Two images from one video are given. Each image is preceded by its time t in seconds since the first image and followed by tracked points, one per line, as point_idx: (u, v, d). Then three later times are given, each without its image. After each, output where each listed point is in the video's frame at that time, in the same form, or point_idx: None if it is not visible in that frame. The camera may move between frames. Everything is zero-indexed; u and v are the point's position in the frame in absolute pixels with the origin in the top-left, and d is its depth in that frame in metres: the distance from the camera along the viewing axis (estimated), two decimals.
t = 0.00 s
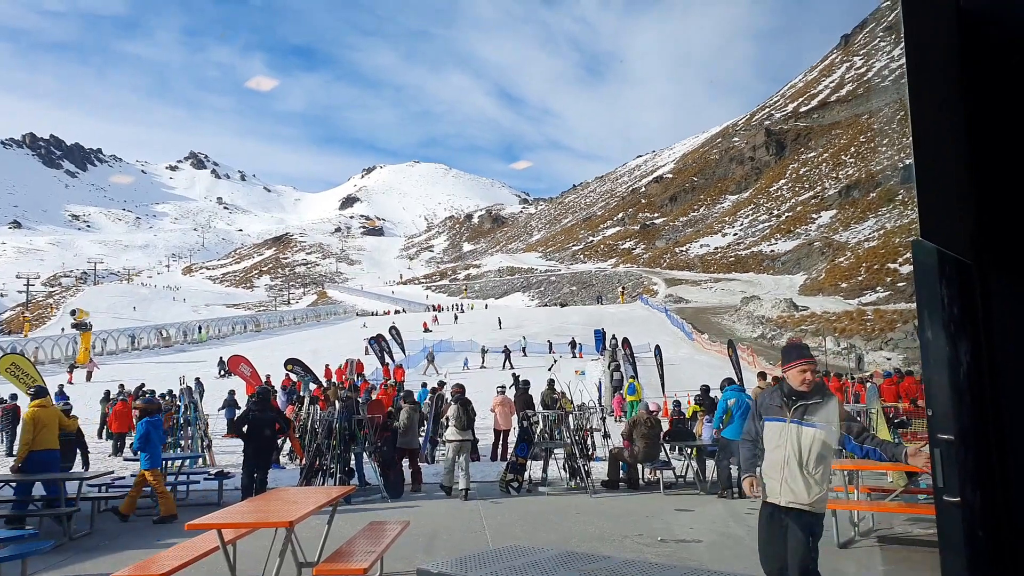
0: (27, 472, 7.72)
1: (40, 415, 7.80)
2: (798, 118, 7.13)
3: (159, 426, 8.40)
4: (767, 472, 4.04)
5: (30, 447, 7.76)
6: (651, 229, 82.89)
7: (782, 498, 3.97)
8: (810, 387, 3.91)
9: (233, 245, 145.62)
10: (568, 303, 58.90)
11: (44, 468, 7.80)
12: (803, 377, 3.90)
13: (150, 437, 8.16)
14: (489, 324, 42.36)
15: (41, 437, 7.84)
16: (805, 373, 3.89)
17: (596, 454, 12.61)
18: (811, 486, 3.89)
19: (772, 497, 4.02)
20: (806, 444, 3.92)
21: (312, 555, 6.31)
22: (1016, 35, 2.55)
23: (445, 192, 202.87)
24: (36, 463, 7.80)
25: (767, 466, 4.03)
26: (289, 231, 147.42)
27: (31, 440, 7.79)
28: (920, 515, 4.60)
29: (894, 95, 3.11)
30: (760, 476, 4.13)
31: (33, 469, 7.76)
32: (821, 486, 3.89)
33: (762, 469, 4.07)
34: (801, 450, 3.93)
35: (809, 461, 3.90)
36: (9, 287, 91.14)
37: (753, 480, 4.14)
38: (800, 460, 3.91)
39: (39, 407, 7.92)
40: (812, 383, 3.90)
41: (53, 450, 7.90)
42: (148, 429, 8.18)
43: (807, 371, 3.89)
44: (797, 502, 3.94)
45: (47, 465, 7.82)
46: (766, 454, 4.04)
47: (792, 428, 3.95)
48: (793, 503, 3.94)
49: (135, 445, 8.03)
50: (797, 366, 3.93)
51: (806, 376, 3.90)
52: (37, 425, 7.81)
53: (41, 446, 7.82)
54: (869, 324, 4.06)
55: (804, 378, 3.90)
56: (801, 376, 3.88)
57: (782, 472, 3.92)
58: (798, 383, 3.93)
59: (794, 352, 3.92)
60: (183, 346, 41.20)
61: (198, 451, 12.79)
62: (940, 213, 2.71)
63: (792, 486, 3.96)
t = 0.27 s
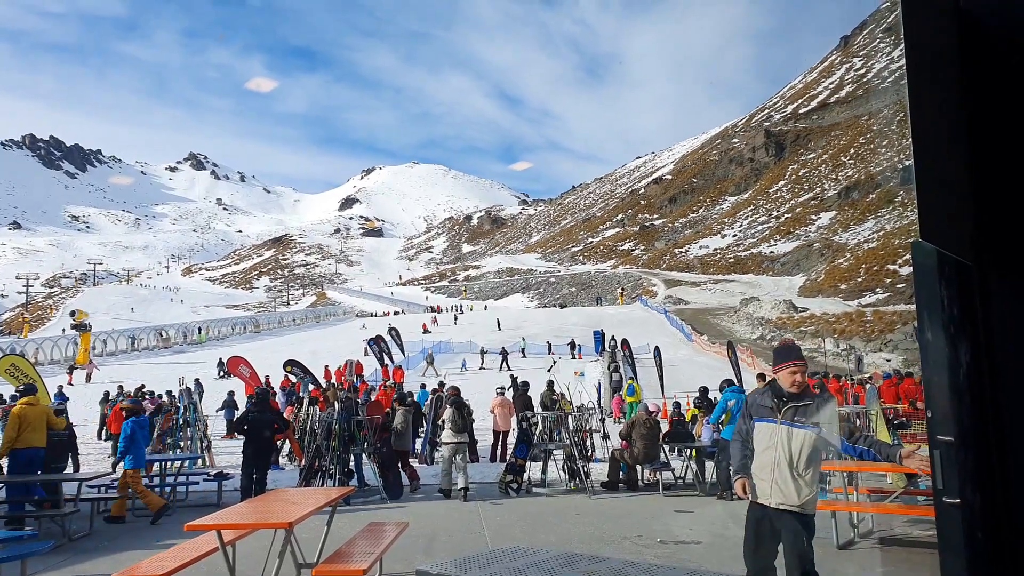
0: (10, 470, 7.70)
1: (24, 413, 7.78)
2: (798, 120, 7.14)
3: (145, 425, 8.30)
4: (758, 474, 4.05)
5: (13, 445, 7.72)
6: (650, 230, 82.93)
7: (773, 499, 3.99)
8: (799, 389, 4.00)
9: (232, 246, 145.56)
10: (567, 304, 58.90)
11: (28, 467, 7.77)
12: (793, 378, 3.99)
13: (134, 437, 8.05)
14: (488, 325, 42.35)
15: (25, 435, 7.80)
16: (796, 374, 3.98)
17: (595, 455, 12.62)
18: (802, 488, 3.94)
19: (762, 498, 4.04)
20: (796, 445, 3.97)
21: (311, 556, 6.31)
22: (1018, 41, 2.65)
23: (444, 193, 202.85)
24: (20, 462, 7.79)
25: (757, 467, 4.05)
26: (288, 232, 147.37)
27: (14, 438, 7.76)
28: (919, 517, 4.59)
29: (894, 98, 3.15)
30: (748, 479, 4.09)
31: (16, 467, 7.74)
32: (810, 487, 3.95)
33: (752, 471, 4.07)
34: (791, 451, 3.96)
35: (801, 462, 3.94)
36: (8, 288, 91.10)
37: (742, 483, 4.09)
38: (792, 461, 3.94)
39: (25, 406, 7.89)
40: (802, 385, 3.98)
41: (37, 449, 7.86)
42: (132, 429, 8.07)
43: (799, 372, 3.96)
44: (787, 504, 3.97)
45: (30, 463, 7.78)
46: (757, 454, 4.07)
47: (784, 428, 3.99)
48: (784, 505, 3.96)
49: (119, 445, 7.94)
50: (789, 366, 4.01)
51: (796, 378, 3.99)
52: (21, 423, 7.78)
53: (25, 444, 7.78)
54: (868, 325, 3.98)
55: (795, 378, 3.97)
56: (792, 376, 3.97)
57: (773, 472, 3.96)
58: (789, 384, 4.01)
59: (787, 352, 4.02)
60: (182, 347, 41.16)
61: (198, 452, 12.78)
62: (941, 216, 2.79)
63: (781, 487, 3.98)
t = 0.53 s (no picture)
0: None
1: (12, 413, 7.96)
2: (797, 121, 7.12)
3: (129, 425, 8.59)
4: (742, 477, 4.13)
5: None
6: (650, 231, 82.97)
7: (757, 502, 4.06)
8: (774, 391, 4.06)
9: (232, 247, 145.65)
10: (567, 305, 58.92)
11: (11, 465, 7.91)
12: (767, 380, 4.02)
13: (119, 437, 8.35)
14: (488, 326, 42.35)
15: (11, 434, 7.94)
16: (768, 376, 4.01)
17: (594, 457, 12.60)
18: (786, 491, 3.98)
19: (747, 501, 4.12)
20: (777, 448, 4.00)
21: (310, 558, 6.30)
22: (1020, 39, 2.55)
23: (444, 194, 202.95)
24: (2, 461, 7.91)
25: (741, 471, 4.13)
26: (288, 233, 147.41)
27: None
28: (919, 519, 4.57)
29: (893, 97, 3.10)
30: (735, 481, 4.21)
31: None
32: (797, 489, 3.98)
33: (738, 474, 4.17)
34: (773, 454, 4.01)
35: (782, 464, 3.99)
36: (9, 289, 91.17)
37: (730, 487, 4.22)
38: (773, 466, 4.00)
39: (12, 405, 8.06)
40: (776, 388, 4.04)
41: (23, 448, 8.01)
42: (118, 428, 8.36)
43: (770, 375, 4.00)
44: (771, 506, 4.03)
45: (15, 463, 7.92)
46: (739, 458, 4.15)
47: (763, 432, 4.03)
48: (766, 507, 4.03)
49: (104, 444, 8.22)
50: (760, 368, 4.06)
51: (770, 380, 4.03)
52: (8, 423, 7.94)
53: (10, 443, 7.92)
54: (868, 327, 4.00)
55: (767, 381, 4.01)
56: (764, 378, 4.00)
57: (755, 477, 4.03)
58: (764, 387, 4.06)
59: (759, 355, 4.03)
60: (182, 348, 41.17)
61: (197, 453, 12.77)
62: (940, 212, 2.69)
63: (765, 490, 4.06)
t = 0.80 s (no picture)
0: None
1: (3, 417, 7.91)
2: (797, 123, 7.12)
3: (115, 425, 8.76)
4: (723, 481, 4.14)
5: None
6: (649, 233, 83.02)
7: (735, 506, 4.05)
8: (745, 394, 4.05)
9: (232, 248, 145.71)
10: (567, 307, 58.95)
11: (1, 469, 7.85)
12: (737, 385, 4.03)
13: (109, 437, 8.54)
14: (488, 328, 42.37)
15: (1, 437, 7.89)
16: (736, 381, 4.02)
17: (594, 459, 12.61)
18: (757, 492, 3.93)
19: (729, 506, 4.11)
20: (749, 453, 3.98)
21: (310, 559, 6.30)
22: (1017, 37, 2.53)
23: (444, 196, 203.07)
24: None
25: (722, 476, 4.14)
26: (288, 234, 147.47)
27: None
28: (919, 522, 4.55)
29: (893, 101, 3.11)
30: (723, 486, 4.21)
31: None
32: (768, 491, 3.91)
33: (721, 479, 4.18)
34: (746, 458, 3.99)
35: (754, 467, 3.95)
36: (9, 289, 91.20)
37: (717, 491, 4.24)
38: (745, 469, 3.97)
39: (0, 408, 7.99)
40: (746, 391, 4.03)
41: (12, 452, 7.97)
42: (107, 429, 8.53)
43: (738, 379, 4.01)
44: (749, 510, 4.00)
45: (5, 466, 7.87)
46: (721, 463, 4.17)
47: (736, 437, 4.04)
48: (744, 511, 4.00)
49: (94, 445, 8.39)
50: (730, 373, 4.08)
51: (741, 383, 4.03)
52: None
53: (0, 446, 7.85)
54: (868, 329, 4.02)
55: (734, 385, 4.03)
56: (731, 383, 4.03)
57: (730, 481, 4.04)
58: (735, 391, 4.06)
59: (726, 360, 4.08)
60: (182, 349, 41.16)
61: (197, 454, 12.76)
62: (941, 213, 2.68)
63: (743, 494, 4.03)
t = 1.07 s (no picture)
0: None
1: None
2: (797, 125, 7.13)
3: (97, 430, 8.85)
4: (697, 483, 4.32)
5: None
6: (650, 235, 83.13)
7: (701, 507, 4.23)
8: (707, 397, 4.24)
9: (232, 250, 145.80)
10: (567, 309, 59.00)
11: None
12: (698, 389, 4.26)
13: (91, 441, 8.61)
14: (488, 330, 42.39)
15: None
16: (697, 385, 4.26)
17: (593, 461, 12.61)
18: (711, 493, 4.11)
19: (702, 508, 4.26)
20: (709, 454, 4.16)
21: (309, 561, 6.30)
22: (1018, 33, 2.43)
23: (444, 198, 203.20)
24: None
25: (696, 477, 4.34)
26: (288, 236, 147.55)
27: None
28: (918, 525, 4.54)
29: (894, 102, 3.08)
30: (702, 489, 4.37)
31: None
32: (722, 492, 4.09)
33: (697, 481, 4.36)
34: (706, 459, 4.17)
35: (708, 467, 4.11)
36: (10, 291, 91.29)
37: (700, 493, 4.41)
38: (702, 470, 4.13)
39: None
40: (708, 395, 4.22)
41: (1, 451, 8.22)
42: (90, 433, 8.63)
43: (700, 383, 4.24)
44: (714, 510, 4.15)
45: None
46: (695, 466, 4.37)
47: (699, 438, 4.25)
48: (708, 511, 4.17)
49: (77, 448, 8.47)
50: (695, 378, 4.31)
51: (704, 388, 4.24)
52: None
53: None
54: (868, 332, 4.02)
55: (697, 388, 4.26)
56: (692, 386, 4.28)
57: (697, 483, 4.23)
58: (696, 395, 4.28)
59: (692, 365, 4.34)
60: (182, 351, 41.18)
61: (196, 455, 12.75)
62: (940, 213, 2.61)
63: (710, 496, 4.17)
